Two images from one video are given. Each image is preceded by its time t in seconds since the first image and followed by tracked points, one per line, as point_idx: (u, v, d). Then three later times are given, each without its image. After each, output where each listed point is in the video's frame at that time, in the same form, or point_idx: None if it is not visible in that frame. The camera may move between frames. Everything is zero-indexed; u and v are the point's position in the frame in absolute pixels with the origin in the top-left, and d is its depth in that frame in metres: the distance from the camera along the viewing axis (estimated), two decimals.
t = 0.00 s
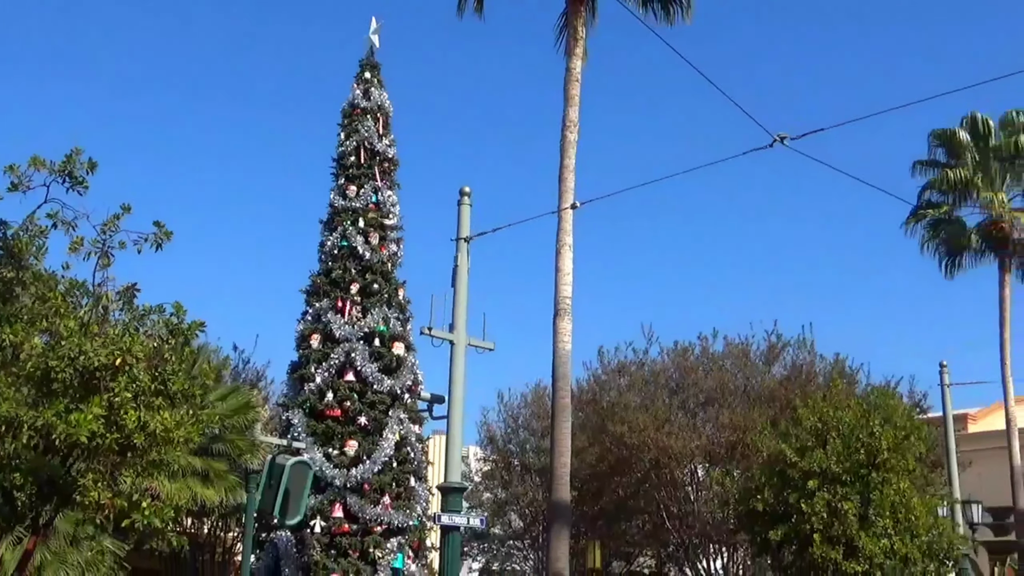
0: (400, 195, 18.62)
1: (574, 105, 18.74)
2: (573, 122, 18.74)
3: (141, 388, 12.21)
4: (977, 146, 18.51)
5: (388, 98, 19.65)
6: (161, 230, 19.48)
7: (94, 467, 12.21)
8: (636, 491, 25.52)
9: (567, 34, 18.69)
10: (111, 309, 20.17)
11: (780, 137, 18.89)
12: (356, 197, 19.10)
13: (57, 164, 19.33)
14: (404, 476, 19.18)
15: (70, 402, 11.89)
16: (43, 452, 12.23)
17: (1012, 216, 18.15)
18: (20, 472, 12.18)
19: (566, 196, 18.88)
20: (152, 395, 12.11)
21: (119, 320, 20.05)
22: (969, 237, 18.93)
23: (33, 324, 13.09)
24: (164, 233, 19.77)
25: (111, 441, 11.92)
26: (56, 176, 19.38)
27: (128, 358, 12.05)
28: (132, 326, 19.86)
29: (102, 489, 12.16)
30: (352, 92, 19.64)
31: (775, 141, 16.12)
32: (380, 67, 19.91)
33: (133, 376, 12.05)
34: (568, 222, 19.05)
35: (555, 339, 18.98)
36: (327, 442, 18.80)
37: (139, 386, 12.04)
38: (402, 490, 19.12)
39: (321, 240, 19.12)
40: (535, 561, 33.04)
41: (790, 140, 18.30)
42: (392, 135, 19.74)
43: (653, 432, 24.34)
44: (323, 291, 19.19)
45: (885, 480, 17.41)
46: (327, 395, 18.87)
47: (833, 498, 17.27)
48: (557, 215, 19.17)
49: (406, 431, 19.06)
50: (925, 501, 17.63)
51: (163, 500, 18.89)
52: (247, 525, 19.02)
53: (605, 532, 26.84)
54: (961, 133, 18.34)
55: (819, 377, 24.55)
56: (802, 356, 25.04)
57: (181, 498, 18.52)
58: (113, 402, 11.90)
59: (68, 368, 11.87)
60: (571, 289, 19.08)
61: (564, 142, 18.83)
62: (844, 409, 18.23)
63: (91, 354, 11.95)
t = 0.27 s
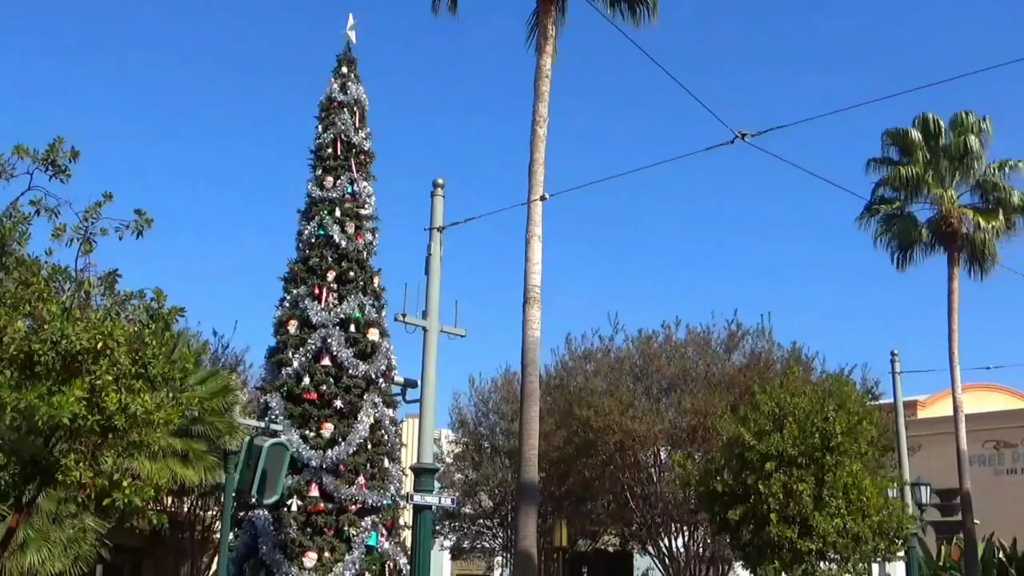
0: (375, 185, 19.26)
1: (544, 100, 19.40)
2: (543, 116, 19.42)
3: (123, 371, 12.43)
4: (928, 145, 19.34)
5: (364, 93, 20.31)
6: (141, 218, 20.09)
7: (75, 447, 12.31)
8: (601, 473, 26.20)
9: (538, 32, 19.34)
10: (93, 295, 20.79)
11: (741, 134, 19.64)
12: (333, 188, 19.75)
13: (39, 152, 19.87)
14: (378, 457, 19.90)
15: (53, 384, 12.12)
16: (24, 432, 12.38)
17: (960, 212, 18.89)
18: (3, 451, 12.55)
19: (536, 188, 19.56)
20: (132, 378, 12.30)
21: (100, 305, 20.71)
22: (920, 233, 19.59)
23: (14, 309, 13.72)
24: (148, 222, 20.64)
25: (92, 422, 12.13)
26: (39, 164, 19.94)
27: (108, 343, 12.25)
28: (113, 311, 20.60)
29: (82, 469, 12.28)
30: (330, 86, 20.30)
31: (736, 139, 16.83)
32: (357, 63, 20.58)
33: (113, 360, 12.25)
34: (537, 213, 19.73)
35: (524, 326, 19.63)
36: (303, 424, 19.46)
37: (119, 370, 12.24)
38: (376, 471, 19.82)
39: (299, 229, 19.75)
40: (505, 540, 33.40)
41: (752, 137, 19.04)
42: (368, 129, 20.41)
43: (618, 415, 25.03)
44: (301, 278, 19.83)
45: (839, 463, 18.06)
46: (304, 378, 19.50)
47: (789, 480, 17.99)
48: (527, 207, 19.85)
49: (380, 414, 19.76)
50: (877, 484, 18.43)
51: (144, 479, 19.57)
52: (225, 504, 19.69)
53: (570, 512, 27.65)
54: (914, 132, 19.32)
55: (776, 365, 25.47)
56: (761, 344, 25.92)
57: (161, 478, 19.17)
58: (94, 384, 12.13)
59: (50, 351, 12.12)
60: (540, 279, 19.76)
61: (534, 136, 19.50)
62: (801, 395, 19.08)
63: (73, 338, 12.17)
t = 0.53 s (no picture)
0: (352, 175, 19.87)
1: (515, 94, 20.05)
2: (514, 110, 20.06)
3: (103, 354, 12.91)
4: (884, 141, 20.14)
5: (342, 85, 20.92)
6: (122, 206, 20.66)
7: (57, 428, 12.88)
8: (569, 455, 26.98)
9: (510, 28, 19.97)
10: (75, 280, 21.37)
11: (705, 128, 20.37)
12: (311, 178, 20.35)
13: (22, 141, 20.39)
14: (354, 439, 20.57)
15: (35, 366, 12.65)
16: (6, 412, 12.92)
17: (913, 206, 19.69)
18: None
19: (507, 179, 20.21)
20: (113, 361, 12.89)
21: (82, 290, 21.33)
22: (875, 225, 20.39)
23: None
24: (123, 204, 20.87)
25: (74, 404, 12.72)
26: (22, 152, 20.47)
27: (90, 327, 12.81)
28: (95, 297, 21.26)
29: (64, 448, 12.86)
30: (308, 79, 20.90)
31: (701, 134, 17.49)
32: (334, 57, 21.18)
33: (95, 343, 12.81)
34: (509, 203, 20.39)
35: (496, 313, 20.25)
36: (281, 407, 20.06)
37: (100, 353, 12.83)
38: (351, 452, 20.47)
39: (278, 217, 20.33)
40: (476, 519, 34.18)
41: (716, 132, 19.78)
42: (345, 121, 21.02)
43: (585, 399, 25.84)
44: (279, 266, 20.42)
45: (796, 445, 18.87)
46: (282, 362, 20.09)
47: (748, 462, 18.79)
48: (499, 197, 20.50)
49: (355, 398, 20.41)
50: (832, 465, 19.26)
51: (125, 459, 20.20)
52: (204, 485, 20.28)
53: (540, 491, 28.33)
54: (871, 129, 20.10)
55: (737, 352, 26.24)
56: (723, 331, 26.69)
57: (142, 459, 19.79)
58: (75, 367, 12.64)
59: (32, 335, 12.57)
60: (511, 266, 20.39)
61: (506, 128, 20.14)
62: (760, 379, 19.88)
63: (55, 322, 12.69)
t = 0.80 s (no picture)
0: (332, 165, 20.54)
1: (490, 88, 20.72)
2: (489, 103, 20.73)
3: (88, 336, 13.79)
4: (843, 137, 20.93)
5: (322, 78, 21.62)
6: (106, 193, 21.22)
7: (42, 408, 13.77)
8: (540, 436, 27.78)
9: (486, 23, 20.63)
10: (59, 265, 21.91)
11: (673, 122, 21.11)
12: (292, 167, 21.02)
13: (8, 129, 20.90)
14: (333, 420, 21.21)
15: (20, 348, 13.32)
16: None
17: (873, 199, 20.47)
18: None
19: (483, 170, 20.90)
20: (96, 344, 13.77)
21: (66, 274, 21.87)
22: (835, 217, 21.16)
23: None
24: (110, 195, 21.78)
25: (59, 385, 13.58)
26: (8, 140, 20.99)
27: (75, 312, 13.56)
28: (79, 281, 21.79)
29: (49, 428, 13.76)
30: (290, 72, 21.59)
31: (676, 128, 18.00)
32: (314, 50, 21.87)
33: (79, 328, 13.60)
34: (484, 193, 21.07)
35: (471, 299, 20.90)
36: (262, 389, 20.71)
37: (84, 337, 13.65)
38: (330, 433, 21.14)
39: (259, 206, 20.97)
40: (451, 497, 34.97)
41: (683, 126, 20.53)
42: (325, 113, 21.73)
43: (557, 382, 26.75)
44: (260, 252, 21.01)
45: (758, 427, 19.75)
46: (263, 346, 20.69)
47: (712, 443, 19.60)
48: (474, 187, 21.18)
49: (335, 380, 21.08)
50: (792, 447, 20.14)
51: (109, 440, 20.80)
52: (186, 464, 20.91)
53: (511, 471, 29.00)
54: (832, 124, 20.88)
55: (703, 337, 27.10)
56: (690, 317, 27.49)
57: (125, 440, 20.41)
58: (60, 348, 13.49)
59: (17, 318, 13.19)
60: (486, 254, 21.06)
61: (481, 121, 20.81)
62: (724, 364, 20.68)
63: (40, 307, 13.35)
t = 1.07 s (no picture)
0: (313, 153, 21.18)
1: (467, 80, 21.36)
2: (466, 94, 21.37)
3: (71, 320, 14.24)
4: (806, 131, 21.74)
5: (303, 70, 22.26)
6: (91, 180, 21.75)
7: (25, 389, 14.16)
8: (513, 417, 28.54)
9: (463, 17, 21.26)
10: (44, 250, 22.42)
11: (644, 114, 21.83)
12: (274, 155, 21.62)
13: None
14: (313, 402, 21.87)
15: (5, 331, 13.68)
16: None
17: (833, 190, 21.32)
18: None
19: (459, 159, 21.55)
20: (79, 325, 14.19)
21: (51, 259, 22.38)
22: (797, 207, 21.97)
23: None
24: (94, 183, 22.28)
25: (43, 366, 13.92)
26: None
27: (57, 295, 13.97)
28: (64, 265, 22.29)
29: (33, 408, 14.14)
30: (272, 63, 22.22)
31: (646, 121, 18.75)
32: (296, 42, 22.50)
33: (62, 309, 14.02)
34: (461, 182, 21.73)
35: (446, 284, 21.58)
36: (244, 370, 21.34)
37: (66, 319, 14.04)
38: (310, 414, 21.82)
39: (242, 192, 21.56)
40: (428, 477, 35.71)
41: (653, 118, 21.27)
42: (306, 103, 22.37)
43: (530, 365, 27.50)
44: (242, 238, 21.61)
45: (722, 408, 20.55)
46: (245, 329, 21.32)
47: (679, 424, 20.40)
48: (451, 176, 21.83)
49: (315, 362, 21.74)
50: (755, 428, 20.96)
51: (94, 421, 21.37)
52: (169, 444, 21.49)
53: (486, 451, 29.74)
54: (795, 118, 21.70)
55: (671, 322, 27.92)
56: (659, 303, 28.31)
57: (110, 420, 20.99)
58: (44, 331, 13.86)
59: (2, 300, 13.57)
60: (462, 241, 21.73)
61: (458, 111, 21.46)
62: (690, 348, 21.46)
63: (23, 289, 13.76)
